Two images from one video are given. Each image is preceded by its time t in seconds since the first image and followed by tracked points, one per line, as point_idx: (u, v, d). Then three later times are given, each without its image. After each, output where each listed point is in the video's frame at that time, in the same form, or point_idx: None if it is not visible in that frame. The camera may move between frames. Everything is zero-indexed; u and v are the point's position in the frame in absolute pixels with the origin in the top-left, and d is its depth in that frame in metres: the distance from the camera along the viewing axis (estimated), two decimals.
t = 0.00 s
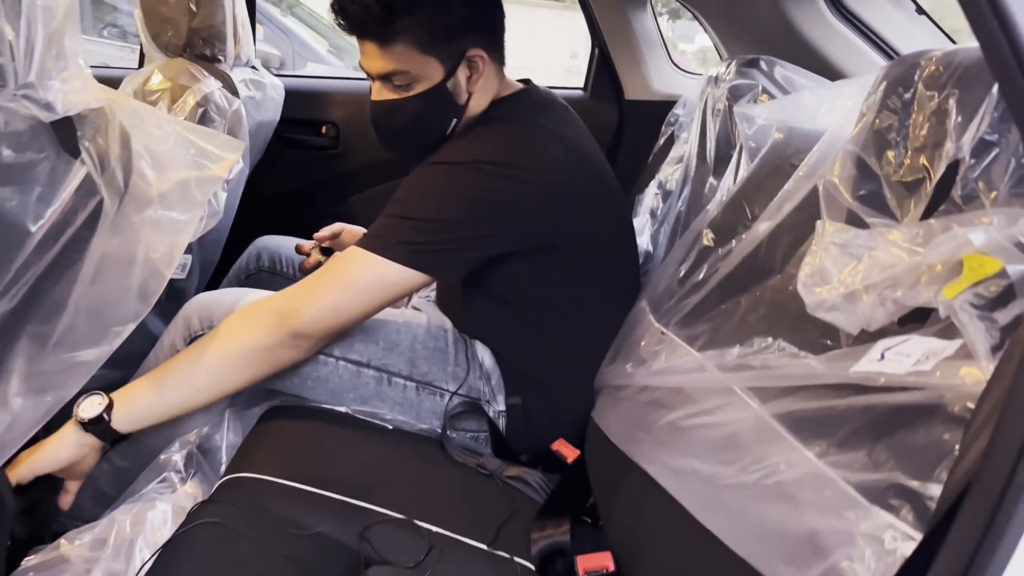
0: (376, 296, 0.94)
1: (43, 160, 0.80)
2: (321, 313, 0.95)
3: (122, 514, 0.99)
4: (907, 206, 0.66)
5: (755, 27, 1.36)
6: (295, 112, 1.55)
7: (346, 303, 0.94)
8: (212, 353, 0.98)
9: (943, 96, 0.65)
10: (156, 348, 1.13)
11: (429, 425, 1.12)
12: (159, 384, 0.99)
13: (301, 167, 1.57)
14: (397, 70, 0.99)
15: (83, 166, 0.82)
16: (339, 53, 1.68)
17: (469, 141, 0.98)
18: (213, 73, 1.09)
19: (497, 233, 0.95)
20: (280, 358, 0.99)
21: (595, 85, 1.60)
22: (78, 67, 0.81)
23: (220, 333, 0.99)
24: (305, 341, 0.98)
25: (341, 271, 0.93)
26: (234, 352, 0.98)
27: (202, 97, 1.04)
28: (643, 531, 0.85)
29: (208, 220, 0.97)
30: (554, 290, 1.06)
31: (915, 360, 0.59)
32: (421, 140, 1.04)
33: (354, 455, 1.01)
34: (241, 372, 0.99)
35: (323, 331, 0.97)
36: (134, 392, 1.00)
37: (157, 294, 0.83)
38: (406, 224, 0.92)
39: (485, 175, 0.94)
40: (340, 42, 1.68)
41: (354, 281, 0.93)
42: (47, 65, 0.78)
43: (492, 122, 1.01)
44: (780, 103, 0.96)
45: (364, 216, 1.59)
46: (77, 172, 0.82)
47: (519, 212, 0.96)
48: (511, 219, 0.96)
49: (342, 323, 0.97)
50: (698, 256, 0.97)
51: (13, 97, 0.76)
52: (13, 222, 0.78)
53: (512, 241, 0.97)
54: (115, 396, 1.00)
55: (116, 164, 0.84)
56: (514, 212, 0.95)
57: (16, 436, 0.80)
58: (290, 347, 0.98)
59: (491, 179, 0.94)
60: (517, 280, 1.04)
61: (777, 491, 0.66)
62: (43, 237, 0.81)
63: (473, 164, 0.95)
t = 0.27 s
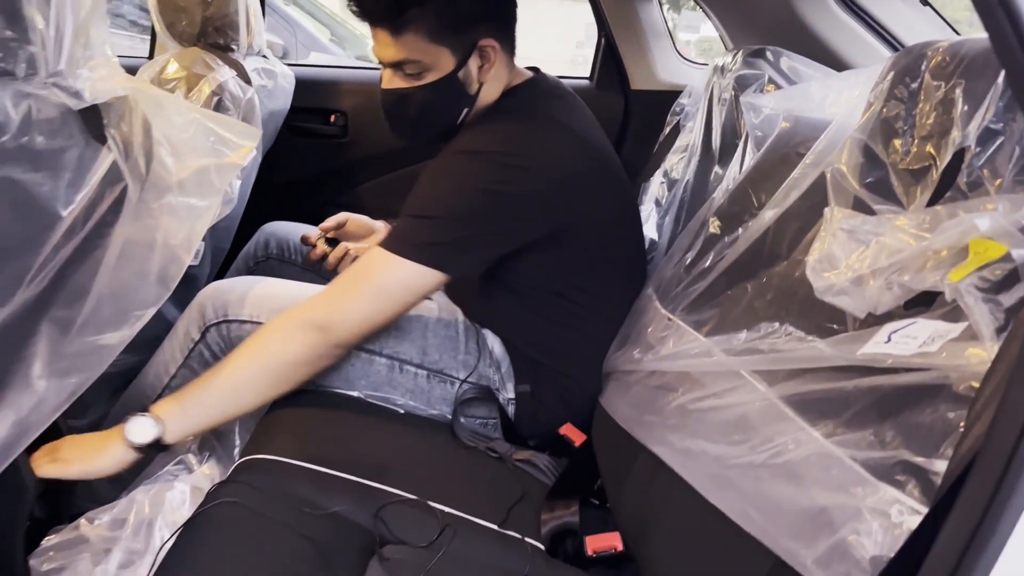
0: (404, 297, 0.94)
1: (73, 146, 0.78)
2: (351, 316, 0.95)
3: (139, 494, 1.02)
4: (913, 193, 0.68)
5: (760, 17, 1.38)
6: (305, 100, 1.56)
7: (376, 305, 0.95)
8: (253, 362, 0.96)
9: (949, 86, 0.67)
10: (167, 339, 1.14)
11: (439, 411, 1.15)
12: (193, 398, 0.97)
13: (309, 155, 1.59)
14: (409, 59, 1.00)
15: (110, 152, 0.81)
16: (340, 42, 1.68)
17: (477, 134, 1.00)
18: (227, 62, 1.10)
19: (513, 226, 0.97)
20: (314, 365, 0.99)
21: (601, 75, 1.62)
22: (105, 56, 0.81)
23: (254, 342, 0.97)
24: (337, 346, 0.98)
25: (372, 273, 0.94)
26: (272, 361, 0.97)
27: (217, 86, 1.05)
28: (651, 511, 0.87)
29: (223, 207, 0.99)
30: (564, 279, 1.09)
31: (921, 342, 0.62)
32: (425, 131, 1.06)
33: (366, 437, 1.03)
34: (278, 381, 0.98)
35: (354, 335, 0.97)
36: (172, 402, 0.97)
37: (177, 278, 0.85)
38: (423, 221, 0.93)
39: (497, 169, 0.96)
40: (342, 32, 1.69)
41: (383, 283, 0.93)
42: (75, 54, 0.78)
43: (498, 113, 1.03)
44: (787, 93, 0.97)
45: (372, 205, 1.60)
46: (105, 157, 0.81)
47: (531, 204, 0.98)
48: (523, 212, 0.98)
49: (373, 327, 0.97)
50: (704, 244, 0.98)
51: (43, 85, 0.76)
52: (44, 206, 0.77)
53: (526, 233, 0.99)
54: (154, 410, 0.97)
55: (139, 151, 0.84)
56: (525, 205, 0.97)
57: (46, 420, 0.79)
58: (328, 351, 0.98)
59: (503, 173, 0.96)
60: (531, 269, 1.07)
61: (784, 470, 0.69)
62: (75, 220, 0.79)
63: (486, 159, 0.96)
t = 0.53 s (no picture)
0: (462, 291, 0.98)
1: (104, 132, 0.78)
2: (412, 309, 0.99)
3: (161, 475, 1.04)
4: (931, 181, 0.69)
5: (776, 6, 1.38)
6: (322, 90, 1.58)
7: (437, 299, 0.98)
8: (310, 347, 1.00)
9: (968, 74, 0.68)
10: (186, 325, 1.15)
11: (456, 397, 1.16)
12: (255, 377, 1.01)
13: (325, 143, 1.60)
14: (443, 44, 1.01)
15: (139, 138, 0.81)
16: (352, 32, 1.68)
17: (521, 121, 1.02)
18: (247, 50, 1.12)
19: (556, 215, 1.00)
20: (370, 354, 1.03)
21: (616, 65, 1.62)
22: (134, 43, 0.81)
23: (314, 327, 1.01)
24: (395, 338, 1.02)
25: (435, 268, 0.97)
26: (332, 348, 1.01)
27: (238, 74, 1.06)
28: (666, 494, 0.88)
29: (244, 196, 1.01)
30: (599, 265, 1.11)
31: (938, 327, 0.63)
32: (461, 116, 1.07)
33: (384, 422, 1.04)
34: (334, 366, 1.02)
35: (412, 328, 1.01)
36: (226, 379, 1.01)
37: (201, 262, 0.87)
38: (477, 211, 0.96)
39: (545, 159, 0.99)
40: (354, 24, 1.69)
41: (444, 276, 0.97)
42: (106, 41, 0.79)
43: (536, 100, 1.04)
44: (803, 82, 0.98)
45: (385, 193, 1.60)
46: (135, 144, 0.81)
47: (574, 193, 1.01)
48: (567, 200, 1.01)
49: (429, 319, 1.01)
50: (718, 233, 0.99)
51: (75, 70, 0.76)
52: (76, 191, 0.77)
53: (569, 220, 1.02)
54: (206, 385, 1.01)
55: (166, 137, 0.84)
56: (569, 193, 1.00)
57: (75, 397, 0.81)
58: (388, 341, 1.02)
59: (550, 164, 0.99)
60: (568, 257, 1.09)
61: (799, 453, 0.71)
62: (105, 205, 0.79)
63: (535, 148, 0.99)
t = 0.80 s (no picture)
0: (448, 270, 1.00)
1: (130, 114, 0.79)
2: (395, 287, 1.01)
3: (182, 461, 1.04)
4: (961, 167, 0.68)
5: None
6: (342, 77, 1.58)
7: (421, 278, 1.00)
8: (290, 323, 1.02)
9: (1001, 59, 0.67)
10: (209, 306, 1.16)
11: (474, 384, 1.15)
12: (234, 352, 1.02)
13: (344, 131, 1.60)
14: (439, 41, 1.05)
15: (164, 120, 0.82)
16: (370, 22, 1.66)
17: (521, 107, 1.04)
18: (269, 36, 1.12)
19: (551, 201, 1.01)
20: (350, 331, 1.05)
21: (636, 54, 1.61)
22: (158, 27, 0.82)
23: (295, 304, 1.02)
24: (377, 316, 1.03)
25: (419, 248, 0.99)
26: (312, 324, 1.02)
27: (260, 60, 1.06)
28: (685, 483, 0.88)
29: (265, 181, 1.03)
30: (601, 253, 1.11)
31: (968, 315, 0.62)
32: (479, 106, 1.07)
33: (400, 409, 1.05)
34: (315, 342, 1.04)
35: (395, 307, 1.02)
36: (203, 352, 1.02)
37: (223, 248, 0.86)
38: (467, 191, 0.98)
39: (538, 143, 1.00)
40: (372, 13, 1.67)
41: (429, 256, 0.99)
42: (131, 24, 0.79)
43: (536, 89, 1.06)
44: (829, 69, 0.97)
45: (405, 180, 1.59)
46: (159, 126, 0.81)
47: (569, 178, 1.02)
48: (563, 184, 1.02)
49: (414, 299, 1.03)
50: (741, 222, 0.98)
51: (101, 53, 0.77)
52: (102, 171, 0.77)
53: (566, 206, 1.03)
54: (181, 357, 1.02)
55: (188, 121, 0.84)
56: (564, 178, 1.01)
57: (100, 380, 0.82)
58: (367, 321, 1.04)
59: (544, 147, 1.00)
60: (570, 245, 1.09)
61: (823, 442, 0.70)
62: (129, 187, 0.79)
63: (529, 133, 1.01)
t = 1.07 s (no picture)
0: (434, 263, 0.98)
1: (134, 102, 0.74)
2: (379, 280, 1.00)
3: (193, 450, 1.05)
4: (989, 162, 0.66)
5: None
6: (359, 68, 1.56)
7: (405, 270, 0.99)
8: (275, 317, 1.03)
9: None
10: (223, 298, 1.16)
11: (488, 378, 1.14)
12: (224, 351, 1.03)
13: (362, 121, 1.59)
14: (428, 45, 0.98)
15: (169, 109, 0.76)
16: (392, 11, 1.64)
17: (522, 101, 0.99)
18: (284, 25, 1.11)
19: (547, 198, 0.98)
20: (337, 324, 1.05)
21: (658, 45, 1.56)
22: (164, 14, 0.76)
23: (282, 300, 1.03)
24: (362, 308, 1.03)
25: (402, 240, 0.98)
26: (298, 319, 1.03)
27: (274, 49, 1.06)
28: (699, 483, 0.86)
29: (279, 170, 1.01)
30: (608, 252, 1.08)
31: (994, 316, 0.60)
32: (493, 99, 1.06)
33: (411, 402, 1.03)
34: (303, 338, 1.04)
35: (381, 300, 1.02)
36: (191, 351, 1.02)
37: (232, 239, 0.86)
38: (458, 188, 0.95)
39: (534, 139, 0.96)
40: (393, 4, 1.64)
41: (412, 248, 0.98)
42: (137, 10, 0.73)
43: (538, 82, 1.01)
44: (854, 60, 0.95)
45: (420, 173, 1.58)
46: (165, 114, 0.76)
47: (568, 174, 0.98)
48: (560, 181, 0.98)
49: (400, 292, 1.02)
50: (761, 217, 0.96)
51: (105, 40, 0.71)
52: (105, 160, 0.73)
53: (565, 202, 1.00)
54: (170, 358, 1.02)
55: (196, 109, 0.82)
56: (562, 175, 0.98)
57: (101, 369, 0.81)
58: (352, 315, 1.04)
59: (540, 143, 0.97)
60: (576, 243, 1.06)
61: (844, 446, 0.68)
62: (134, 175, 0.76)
63: (526, 128, 0.97)
